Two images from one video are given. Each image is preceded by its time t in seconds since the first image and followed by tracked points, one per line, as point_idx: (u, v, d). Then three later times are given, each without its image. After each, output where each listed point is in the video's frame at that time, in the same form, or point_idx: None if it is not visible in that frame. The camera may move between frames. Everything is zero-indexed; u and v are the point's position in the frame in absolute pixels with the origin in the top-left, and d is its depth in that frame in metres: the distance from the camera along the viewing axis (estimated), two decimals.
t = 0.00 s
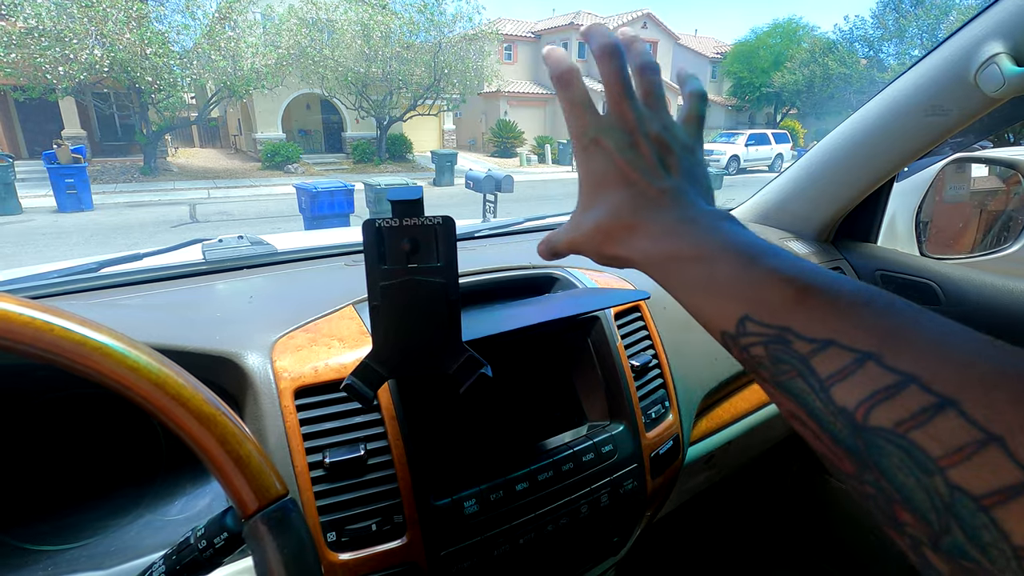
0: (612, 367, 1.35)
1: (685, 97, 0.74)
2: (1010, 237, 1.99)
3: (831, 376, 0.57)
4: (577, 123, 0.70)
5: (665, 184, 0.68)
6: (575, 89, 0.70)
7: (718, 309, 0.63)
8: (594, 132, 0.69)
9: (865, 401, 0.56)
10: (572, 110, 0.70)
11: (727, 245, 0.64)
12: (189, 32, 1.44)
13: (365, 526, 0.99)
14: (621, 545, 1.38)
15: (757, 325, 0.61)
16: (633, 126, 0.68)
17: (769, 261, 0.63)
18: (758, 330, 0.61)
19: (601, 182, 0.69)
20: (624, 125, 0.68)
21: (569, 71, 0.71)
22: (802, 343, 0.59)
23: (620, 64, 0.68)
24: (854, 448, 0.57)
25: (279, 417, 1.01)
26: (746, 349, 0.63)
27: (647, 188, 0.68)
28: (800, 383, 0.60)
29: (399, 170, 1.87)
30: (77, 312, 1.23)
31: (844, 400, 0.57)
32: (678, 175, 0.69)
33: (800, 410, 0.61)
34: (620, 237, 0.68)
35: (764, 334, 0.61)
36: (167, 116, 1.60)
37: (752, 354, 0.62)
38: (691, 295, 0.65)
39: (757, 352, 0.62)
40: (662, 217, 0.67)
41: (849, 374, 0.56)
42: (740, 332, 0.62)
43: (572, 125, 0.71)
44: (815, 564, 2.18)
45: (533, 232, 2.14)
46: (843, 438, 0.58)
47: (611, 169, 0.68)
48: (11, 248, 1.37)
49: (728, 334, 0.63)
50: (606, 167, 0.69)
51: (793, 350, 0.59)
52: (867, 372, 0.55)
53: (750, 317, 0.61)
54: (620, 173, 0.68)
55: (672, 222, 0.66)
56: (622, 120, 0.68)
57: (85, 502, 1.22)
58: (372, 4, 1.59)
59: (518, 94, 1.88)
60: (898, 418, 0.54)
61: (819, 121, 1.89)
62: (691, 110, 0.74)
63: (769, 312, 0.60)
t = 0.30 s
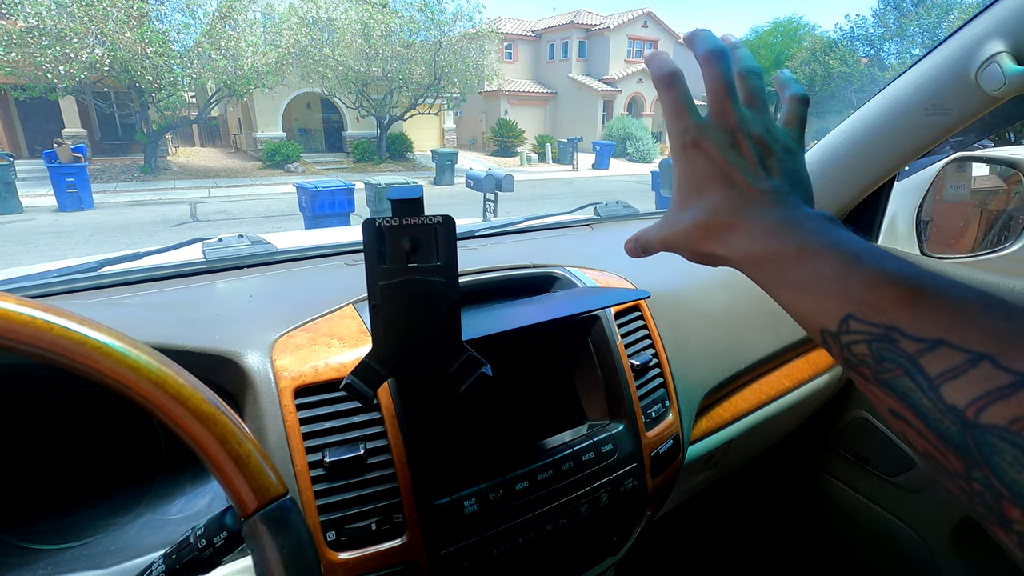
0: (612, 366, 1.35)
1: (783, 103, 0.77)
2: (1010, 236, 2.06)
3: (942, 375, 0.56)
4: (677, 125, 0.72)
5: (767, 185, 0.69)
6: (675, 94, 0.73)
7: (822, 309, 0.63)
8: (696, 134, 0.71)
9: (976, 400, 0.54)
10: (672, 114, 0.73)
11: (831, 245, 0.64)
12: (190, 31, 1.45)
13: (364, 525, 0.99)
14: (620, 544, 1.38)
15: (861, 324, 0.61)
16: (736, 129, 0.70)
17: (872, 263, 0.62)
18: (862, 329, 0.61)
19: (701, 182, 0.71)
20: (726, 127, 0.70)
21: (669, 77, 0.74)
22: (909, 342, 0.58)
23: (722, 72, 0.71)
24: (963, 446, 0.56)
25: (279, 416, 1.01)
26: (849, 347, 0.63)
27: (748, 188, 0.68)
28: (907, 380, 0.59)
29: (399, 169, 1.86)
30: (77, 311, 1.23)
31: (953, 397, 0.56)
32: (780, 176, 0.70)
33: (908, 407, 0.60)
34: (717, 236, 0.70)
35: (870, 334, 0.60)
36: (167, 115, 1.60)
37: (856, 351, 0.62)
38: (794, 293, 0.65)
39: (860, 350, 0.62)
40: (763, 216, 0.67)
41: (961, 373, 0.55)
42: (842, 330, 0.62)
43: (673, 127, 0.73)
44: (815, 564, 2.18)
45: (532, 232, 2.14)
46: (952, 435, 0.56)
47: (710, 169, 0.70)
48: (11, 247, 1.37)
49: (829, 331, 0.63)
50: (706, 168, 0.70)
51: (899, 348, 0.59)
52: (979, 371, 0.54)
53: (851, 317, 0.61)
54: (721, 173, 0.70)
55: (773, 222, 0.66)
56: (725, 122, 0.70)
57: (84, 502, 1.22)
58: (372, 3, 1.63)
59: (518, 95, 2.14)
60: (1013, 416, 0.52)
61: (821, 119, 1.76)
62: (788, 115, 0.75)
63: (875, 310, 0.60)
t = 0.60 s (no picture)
0: (614, 368, 1.34)
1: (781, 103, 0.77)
2: (1012, 236, 2.06)
3: (945, 379, 0.55)
4: (676, 124, 0.71)
5: (765, 185, 0.68)
6: (673, 93, 0.72)
7: (824, 312, 0.62)
8: (694, 133, 0.70)
9: (981, 404, 0.53)
10: (670, 114, 0.72)
11: (831, 247, 0.63)
12: (189, 31, 1.44)
13: (366, 530, 0.98)
14: (623, 548, 1.37)
15: (863, 327, 0.60)
16: (735, 129, 0.69)
17: (874, 265, 0.61)
18: (864, 331, 0.60)
19: (698, 182, 0.70)
20: (725, 127, 0.69)
21: (667, 76, 0.72)
22: (912, 345, 0.57)
23: (720, 70, 0.70)
24: (967, 450, 0.55)
25: (279, 420, 1.00)
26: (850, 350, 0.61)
27: (746, 189, 0.68)
28: (908, 384, 0.58)
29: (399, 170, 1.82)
30: (76, 313, 1.22)
31: (956, 401, 0.55)
32: (778, 176, 0.69)
33: (909, 411, 0.59)
34: (715, 236, 0.69)
35: (871, 337, 0.59)
36: (166, 116, 1.59)
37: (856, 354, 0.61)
38: (793, 294, 0.64)
39: (861, 353, 0.60)
40: (762, 216, 0.66)
41: (966, 377, 0.54)
42: (843, 332, 0.61)
43: (672, 126, 0.72)
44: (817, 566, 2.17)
45: (534, 232, 2.15)
46: (955, 439, 0.56)
47: (709, 169, 0.69)
48: (10, 250, 1.36)
49: (830, 334, 0.62)
50: (704, 167, 0.69)
51: (902, 352, 0.58)
52: (984, 375, 0.53)
53: (853, 319, 0.60)
54: (719, 172, 0.69)
55: (772, 223, 0.65)
56: (724, 122, 0.69)
57: (81, 507, 1.20)
58: (371, 3, 1.63)
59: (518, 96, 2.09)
60: (1019, 422, 0.51)
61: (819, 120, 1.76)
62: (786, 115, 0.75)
63: (877, 313, 0.59)
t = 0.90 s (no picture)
0: (613, 365, 1.35)
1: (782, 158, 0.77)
2: (1010, 236, 2.04)
3: (980, 445, 0.54)
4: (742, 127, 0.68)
5: (778, 227, 0.72)
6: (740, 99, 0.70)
7: (823, 348, 0.63)
8: (755, 143, 0.69)
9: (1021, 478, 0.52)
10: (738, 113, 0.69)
11: (836, 293, 0.66)
12: (189, 32, 1.45)
13: (366, 526, 0.99)
14: (621, 545, 1.38)
15: (885, 368, 0.60)
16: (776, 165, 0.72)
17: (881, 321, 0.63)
18: (887, 376, 0.59)
19: (732, 187, 0.69)
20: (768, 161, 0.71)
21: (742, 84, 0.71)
22: (946, 403, 0.57)
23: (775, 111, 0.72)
24: (999, 531, 0.52)
25: (281, 417, 1.01)
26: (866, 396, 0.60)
27: (766, 218, 0.71)
28: (935, 447, 0.57)
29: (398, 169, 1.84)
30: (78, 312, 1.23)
31: (991, 472, 0.53)
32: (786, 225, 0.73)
33: (930, 477, 0.56)
34: (727, 240, 0.69)
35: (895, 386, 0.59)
36: (166, 116, 1.61)
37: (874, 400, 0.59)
38: (781, 318, 0.66)
39: (881, 401, 0.59)
40: (773, 249, 0.69)
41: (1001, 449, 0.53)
42: (861, 373, 0.60)
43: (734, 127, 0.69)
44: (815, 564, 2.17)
45: (532, 232, 2.15)
46: (986, 517, 0.53)
47: (746, 184, 0.69)
48: (10, 249, 1.37)
49: (846, 371, 0.61)
50: (744, 178, 0.69)
51: (933, 409, 0.57)
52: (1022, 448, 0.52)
53: (841, 366, 0.61)
54: (753, 190, 0.70)
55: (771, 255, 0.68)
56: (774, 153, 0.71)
57: (84, 504, 1.21)
58: (372, 4, 1.63)
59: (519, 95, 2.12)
60: None
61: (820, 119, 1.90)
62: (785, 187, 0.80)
63: (901, 359, 0.60)
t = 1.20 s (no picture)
0: (611, 359, 1.36)
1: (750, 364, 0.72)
2: (1008, 234, 2.03)
3: None
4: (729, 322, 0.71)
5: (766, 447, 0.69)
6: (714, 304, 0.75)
7: None
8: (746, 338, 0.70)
9: None
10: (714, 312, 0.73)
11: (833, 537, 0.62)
12: (190, 30, 1.46)
13: (368, 516, 1.00)
14: (619, 537, 1.40)
15: None
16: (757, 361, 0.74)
17: None
18: None
19: (730, 382, 0.65)
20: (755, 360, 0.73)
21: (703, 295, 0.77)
22: None
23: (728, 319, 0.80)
24: None
25: (283, 408, 1.03)
26: None
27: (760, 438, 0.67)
28: None
29: (399, 168, 1.85)
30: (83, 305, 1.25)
31: None
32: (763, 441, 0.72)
33: None
34: (725, 455, 0.62)
35: None
36: (167, 115, 1.64)
37: None
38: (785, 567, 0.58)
39: None
40: (769, 472, 0.64)
41: None
42: None
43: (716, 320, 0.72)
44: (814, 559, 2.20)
45: (535, 229, 2.08)
46: None
47: (746, 376, 0.67)
48: (14, 247, 1.36)
49: None
50: (744, 369, 0.67)
51: None
52: None
53: None
54: (750, 386, 0.67)
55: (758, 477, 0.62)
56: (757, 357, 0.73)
57: (91, 495, 1.24)
58: (372, 3, 1.68)
59: (518, 93, 2.37)
60: None
61: (818, 118, 2.09)
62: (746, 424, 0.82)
63: None
